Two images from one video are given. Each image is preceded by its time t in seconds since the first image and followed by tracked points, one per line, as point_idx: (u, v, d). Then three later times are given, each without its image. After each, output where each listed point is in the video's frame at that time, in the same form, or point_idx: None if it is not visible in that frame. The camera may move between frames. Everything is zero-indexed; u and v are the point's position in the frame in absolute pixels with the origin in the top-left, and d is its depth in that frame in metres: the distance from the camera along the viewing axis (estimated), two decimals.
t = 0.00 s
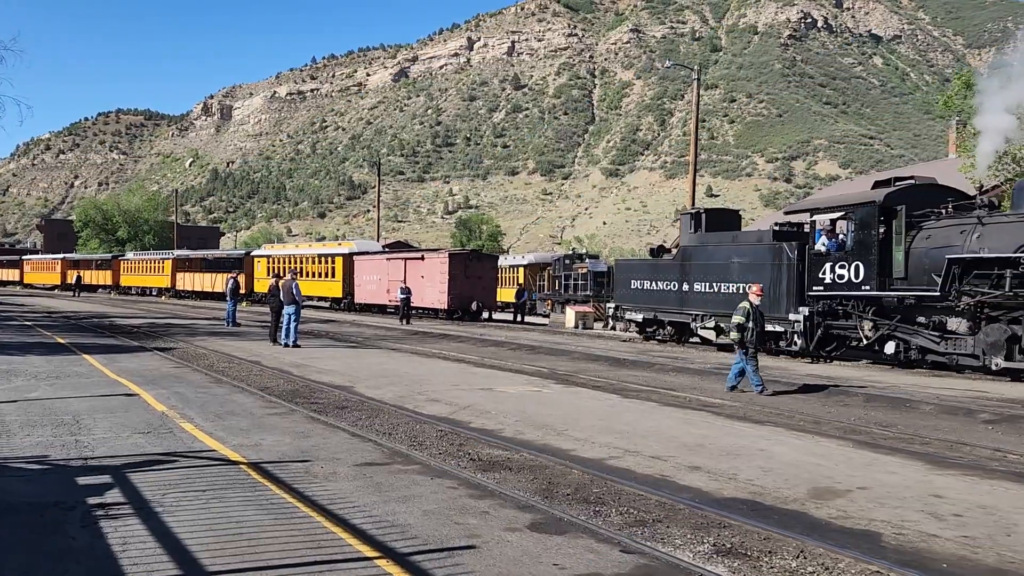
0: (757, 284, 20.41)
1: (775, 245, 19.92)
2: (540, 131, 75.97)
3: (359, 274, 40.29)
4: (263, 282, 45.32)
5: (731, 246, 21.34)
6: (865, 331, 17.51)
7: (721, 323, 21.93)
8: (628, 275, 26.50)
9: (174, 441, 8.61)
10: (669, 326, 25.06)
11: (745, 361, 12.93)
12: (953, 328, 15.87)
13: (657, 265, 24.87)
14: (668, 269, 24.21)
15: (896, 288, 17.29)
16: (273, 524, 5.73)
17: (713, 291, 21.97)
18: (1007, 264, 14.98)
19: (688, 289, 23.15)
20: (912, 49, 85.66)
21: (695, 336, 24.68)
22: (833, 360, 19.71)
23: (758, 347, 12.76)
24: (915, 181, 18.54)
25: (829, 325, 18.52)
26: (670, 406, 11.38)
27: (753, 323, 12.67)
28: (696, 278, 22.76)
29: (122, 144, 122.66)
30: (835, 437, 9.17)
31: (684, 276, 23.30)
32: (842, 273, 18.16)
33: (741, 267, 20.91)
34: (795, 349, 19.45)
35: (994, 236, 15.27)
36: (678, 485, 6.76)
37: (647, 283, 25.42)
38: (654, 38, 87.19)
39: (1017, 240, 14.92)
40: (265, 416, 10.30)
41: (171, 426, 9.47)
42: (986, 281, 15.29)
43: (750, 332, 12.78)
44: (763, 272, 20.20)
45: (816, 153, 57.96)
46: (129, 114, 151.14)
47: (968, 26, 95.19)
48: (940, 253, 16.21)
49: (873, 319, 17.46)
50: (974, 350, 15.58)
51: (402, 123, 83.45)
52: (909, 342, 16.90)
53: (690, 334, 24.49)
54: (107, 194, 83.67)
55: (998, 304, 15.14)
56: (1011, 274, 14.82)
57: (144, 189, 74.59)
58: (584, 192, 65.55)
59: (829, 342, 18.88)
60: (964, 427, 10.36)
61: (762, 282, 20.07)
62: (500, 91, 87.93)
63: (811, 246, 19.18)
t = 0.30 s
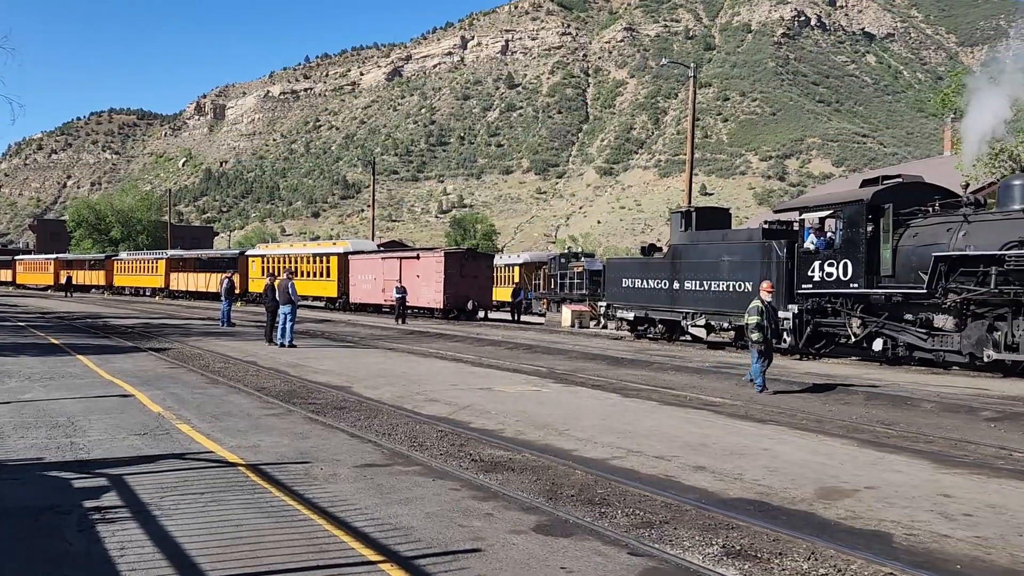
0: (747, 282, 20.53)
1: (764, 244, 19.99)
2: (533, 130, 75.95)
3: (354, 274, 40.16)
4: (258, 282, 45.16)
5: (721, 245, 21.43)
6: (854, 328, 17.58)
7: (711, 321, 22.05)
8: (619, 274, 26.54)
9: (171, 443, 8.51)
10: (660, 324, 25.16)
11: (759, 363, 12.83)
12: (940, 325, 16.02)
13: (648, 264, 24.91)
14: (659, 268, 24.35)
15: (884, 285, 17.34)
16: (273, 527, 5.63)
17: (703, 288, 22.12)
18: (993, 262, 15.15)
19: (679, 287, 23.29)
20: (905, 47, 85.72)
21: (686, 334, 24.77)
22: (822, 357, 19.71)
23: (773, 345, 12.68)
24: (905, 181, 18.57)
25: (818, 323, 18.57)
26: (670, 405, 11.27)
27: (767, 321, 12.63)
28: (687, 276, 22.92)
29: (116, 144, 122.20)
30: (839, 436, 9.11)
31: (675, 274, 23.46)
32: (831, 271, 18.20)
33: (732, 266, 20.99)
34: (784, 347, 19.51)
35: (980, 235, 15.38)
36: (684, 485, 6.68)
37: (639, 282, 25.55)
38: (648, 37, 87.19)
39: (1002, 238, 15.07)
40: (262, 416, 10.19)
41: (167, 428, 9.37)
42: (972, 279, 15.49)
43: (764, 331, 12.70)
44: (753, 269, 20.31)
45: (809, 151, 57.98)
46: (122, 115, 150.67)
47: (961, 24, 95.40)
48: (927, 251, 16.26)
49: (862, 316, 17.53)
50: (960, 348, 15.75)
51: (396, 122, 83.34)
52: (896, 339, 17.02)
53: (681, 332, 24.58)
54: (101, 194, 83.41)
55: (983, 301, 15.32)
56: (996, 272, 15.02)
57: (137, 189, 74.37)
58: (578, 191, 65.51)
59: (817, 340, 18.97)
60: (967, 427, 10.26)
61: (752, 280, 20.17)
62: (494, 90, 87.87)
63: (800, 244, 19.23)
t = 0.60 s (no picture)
0: (739, 283, 20.82)
1: (757, 244, 20.28)
2: (529, 131, 75.93)
3: (352, 277, 39.98)
4: (255, 285, 44.95)
5: (714, 246, 21.66)
6: (846, 329, 17.61)
7: (705, 321, 22.26)
8: (614, 275, 26.59)
9: (169, 449, 8.35)
10: (654, 325, 25.08)
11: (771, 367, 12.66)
12: (932, 325, 16.07)
13: (642, 265, 24.99)
14: (653, 269, 24.38)
15: (875, 286, 17.49)
16: (276, 537, 5.47)
17: (696, 289, 22.31)
18: (982, 262, 15.27)
19: (672, 288, 23.37)
20: (900, 48, 85.82)
21: (680, 335, 24.69)
22: (815, 358, 19.70)
23: (788, 348, 12.52)
24: (895, 181, 18.61)
25: (810, 323, 18.58)
26: (675, 408, 11.14)
27: (783, 323, 12.49)
28: (681, 277, 23.00)
29: (111, 147, 121.85)
30: (848, 439, 8.98)
31: (669, 275, 23.50)
32: (824, 272, 18.48)
33: (725, 266, 21.25)
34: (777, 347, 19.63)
35: (970, 235, 15.52)
36: (693, 491, 6.55)
37: (633, 283, 25.57)
38: (643, 39, 87.29)
39: (993, 238, 15.18)
40: (262, 422, 10.02)
41: (165, 434, 9.19)
42: (962, 279, 15.59)
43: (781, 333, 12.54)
44: (745, 271, 20.60)
45: (805, 152, 58.03)
46: (117, 118, 150.35)
47: (954, 25, 95.62)
48: (918, 252, 16.48)
49: (853, 317, 17.54)
50: (951, 347, 15.81)
51: (392, 124, 83.29)
52: (887, 340, 17.03)
53: (675, 333, 24.50)
54: (96, 197, 83.20)
55: (974, 301, 15.41)
56: (987, 272, 15.12)
57: (132, 192, 74.16)
58: (575, 192, 65.48)
59: (810, 341, 18.87)
60: (976, 429, 10.15)
61: (745, 281, 20.47)
62: (490, 92, 87.86)
63: (792, 246, 19.50)
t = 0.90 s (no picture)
0: (733, 282, 20.97)
1: (750, 244, 20.49)
2: (524, 131, 75.75)
3: (349, 277, 39.83)
4: (251, 286, 44.72)
5: (708, 245, 21.81)
6: (838, 327, 18.11)
7: (698, 320, 22.36)
8: (608, 275, 26.66)
9: (170, 454, 8.20)
10: (648, 324, 25.13)
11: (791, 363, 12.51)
12: (923, 323, 16.47)
13: (636, 264, 25.07)
14: (647, 268, 24.46)
15: (867, 284, 17.94)
16: (280, 546, 5.32)
17: (690, 288, 22.43)
18: (973, 260, 15.69)
19: (666, 288, 23.46)
20: (894, 47, 85.45)
21: (674, 334, 24.77)
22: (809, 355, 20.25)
23: (807, 344, 12.38)
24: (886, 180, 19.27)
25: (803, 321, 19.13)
26: (681, 409, 11.00)
27: (800, 319, 12.40)
28: (674, 276, 23.10)
29: (106, 149, 121.30)
30: (858, 439, 8.85)
31: (662, 274, 23.60)
32: (816, 271, 18.90)
33: (718, 266, 21.40)
34: (771, 344, 20.11)
35: (961, 233, 15.96)
36: (705, 495, 6.40)
37: (627, 282, 25.65)
38: (638, 38, 87.11)
39: (984, 236, 15.61)
40: (262, 426, 9.86)
41: (164, 438, 9.03)
42: (954, 277, 16.04)
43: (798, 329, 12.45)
44: (739, 269, 20.75)
45: (800, 151, 57.71)
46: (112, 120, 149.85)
47: (949, 24, 95.46)
48: (909, 250, 16.90)
49: (846, 315, 18.05)
50: (942, 345, 16.22)
51: (387, 125, 82.99)
52: (879, 338, 17.48)
53: (669, 332, 24.55)
54: (91, 199, 82.80)
55: (965, 299, 15.88)
56: (977, 270, 15.54)
57: (127, 193, 73.85)
58: (570, 192, 65.24)
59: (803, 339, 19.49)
60: (986, 429, 10.02)
61: (739, 280, 20.64)
62: (485, 92, 87.59)
63: (785, 245, 19.86)
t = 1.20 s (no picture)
0: (725, 279, 21.03)
1: (742, 241, 20.58)
2: (518, 130, 75.73)
3: (345, 277, 39.64)
4: (246, 286, 44.52)
5: (700, 243, 21.88)
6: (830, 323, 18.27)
7: (691, 318, 22.45)
8: (601, 273, 26.76)
9: (169, 457, 8.04)
10: (641, 322, 25.25)
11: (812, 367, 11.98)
12: (913, 320, 16.53)
13: (629, 262, 25.18)
14: (640, 266, 24.57)
15: (858, 281, 18.11)
16: (286, 552, 5.16)
17: (683, 286, 22.51)
18: (963, 257, 15.75)
19: (659, 286, 23.54)
20: (886, 44, 85.36)
21: (668, 331, 24.89)
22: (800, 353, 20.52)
23: (827, 347, 11.85)
24: (876, 177, 19.51)
25: (796, 319, 19.38)
26: (686, 408, 10.87)
27: (820, 321, 11.82)
28: (667, 274, 23.20)
29: (99, 149, 120.82)
30: (869, 438, 8.75)
31: (655, 273, 23.67)
32: (808, 268, 18.84)
33: (710, 263, 21.48)
34: (763, 342, 20.23)
35: (952, 231, 16.11)
36: (721, 496, 6.25)
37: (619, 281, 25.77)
38: (631, 36, 86.91)
39: (975, 233, 15.73)
40: (262, 427, 9.69)
41: (163, 441, 8.85)
42: (944, 274, 16.12)
43: (818, 331, 11.87)
44: (731, 266, 20.81)
45: (794, 149, 57.74)
46: (104, 121, 149.15)
47: (941, 21, 95.53)
48: (900, 248, 17.07)
49: (838, 312, 18.20)
50: (933, 341, 16.32)
51: (381, 124, 82.80)
52: (871, 334, 17.56)
53: (662, 330, 24.65)
54: (84, 200, 82.46)
55: (955, 295, 15.92)
56: (968, 267, 15.63)
57: (121, 194, 73.57)
58: (564, 190, 65.12)
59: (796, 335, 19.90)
60: (994, 426, 9.94)
61: (730, 277, 20.70)
62: (478, 91, 87.33)
63: (777, 242, 19.88)
